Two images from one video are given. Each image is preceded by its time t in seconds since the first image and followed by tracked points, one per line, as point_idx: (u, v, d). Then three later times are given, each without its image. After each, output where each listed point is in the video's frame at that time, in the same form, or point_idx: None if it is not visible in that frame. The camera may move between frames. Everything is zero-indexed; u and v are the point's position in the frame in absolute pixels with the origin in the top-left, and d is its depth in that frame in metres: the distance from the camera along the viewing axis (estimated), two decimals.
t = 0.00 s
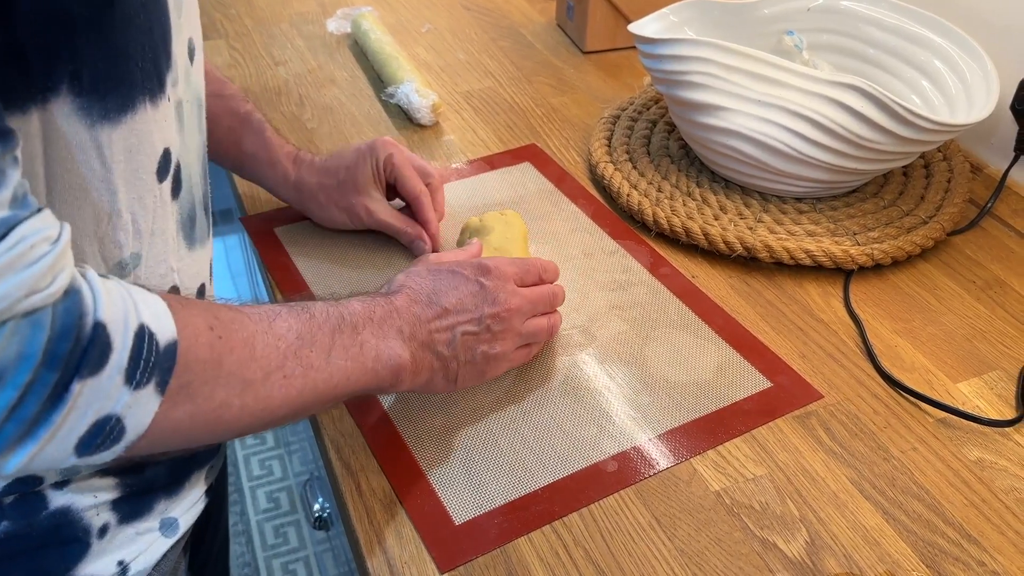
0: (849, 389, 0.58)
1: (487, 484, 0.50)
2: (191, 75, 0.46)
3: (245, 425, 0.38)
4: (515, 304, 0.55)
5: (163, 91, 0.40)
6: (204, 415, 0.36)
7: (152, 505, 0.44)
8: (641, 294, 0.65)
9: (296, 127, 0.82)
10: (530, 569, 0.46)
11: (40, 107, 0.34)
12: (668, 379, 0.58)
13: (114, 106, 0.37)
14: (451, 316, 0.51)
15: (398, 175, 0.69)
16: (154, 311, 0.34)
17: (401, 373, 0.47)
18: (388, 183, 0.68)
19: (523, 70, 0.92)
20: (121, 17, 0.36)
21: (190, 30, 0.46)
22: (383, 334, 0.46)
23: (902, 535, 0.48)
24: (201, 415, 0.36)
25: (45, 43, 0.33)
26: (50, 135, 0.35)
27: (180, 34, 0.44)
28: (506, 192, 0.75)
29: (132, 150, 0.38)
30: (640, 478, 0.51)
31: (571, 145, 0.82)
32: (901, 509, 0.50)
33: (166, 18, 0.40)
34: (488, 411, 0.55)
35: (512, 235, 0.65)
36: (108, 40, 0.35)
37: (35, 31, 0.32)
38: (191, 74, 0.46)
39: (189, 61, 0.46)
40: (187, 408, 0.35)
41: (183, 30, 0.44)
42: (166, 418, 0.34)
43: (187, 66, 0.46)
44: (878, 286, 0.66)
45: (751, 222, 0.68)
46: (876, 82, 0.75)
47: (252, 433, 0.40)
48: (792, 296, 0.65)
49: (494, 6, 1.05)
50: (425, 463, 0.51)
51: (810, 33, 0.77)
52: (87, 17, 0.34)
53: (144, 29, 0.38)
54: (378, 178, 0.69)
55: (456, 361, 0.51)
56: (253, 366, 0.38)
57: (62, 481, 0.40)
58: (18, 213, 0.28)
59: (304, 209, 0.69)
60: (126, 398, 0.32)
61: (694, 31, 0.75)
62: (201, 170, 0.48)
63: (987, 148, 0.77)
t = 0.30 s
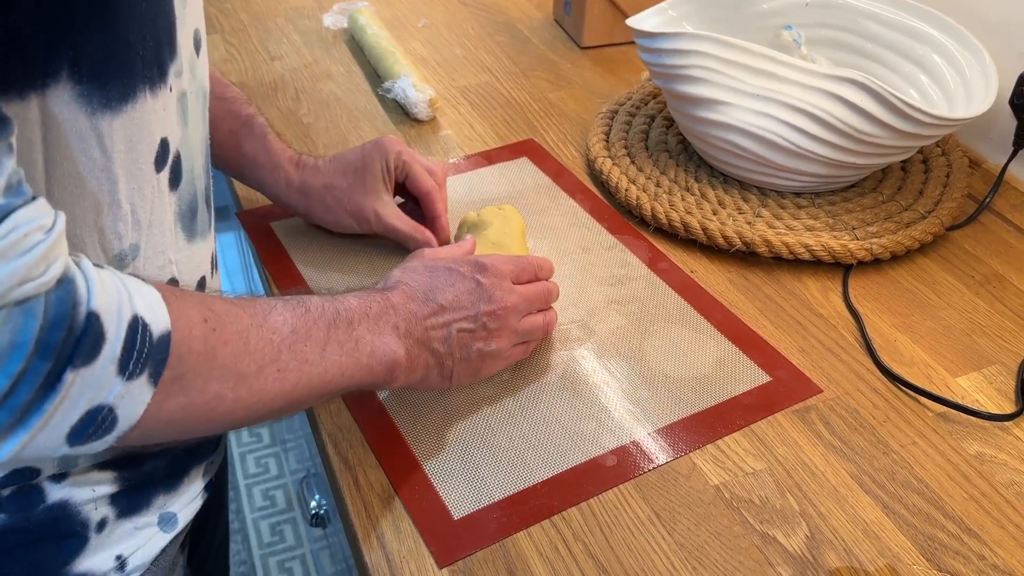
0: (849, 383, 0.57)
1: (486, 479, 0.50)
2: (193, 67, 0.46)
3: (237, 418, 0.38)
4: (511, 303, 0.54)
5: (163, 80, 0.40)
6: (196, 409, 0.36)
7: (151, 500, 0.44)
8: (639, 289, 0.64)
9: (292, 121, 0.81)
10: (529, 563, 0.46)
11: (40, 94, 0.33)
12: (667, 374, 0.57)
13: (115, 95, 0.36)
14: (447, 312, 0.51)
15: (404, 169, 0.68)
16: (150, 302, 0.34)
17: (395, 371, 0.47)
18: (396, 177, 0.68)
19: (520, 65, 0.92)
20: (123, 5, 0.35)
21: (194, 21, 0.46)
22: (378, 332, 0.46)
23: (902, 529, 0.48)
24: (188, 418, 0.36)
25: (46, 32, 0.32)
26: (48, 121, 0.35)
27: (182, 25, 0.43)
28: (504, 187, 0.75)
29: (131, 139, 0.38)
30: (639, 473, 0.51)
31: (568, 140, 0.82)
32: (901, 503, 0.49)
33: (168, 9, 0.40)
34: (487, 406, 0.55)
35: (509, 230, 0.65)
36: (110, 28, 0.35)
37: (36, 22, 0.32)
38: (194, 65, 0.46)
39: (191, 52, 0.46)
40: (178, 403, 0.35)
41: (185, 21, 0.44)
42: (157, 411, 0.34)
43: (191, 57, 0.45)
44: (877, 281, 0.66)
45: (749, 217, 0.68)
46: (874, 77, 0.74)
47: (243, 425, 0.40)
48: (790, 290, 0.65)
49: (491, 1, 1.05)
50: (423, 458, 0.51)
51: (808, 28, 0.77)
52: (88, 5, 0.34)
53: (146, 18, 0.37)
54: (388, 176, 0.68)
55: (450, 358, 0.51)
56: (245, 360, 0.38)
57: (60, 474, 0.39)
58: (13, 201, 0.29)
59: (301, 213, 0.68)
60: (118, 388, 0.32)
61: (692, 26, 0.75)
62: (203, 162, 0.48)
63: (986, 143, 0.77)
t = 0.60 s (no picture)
0: (843, 383, 0.58)
1: (483, 479, 0.50)
2: (192, 64, 0.46)
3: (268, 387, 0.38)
4: (516, 271, 0.56)
5: (162, 78, 0.40)
6: (229, 381, 0.36)
7: (148, 502, 0.44)
8: (635, 290, 0.65)
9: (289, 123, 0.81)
10: (525, 565, 0.46)
11: (40, 91, 0.33)
12: (663, 375, 0.57)
13: (115, 92, 0.36)
14: (459, 282, 0.52)
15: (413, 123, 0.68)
16: (178, 278, 0.33)
17: (420, 338, 0.47)
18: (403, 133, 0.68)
19: (516, 66, 0.92)
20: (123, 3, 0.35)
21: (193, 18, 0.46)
22: (399, 300, 0.46)
23: (896, 529, 0.48)
24: (225, 383, 0.36)
25: (49, 30, 0.32)
26: (52, 120, 0.35)
27: (180, 22, 0.43)
28: (501, 188, 0.75)
29: (131, 138, 0.38)
30: (635, 473, 0.51)
31: (564, 141, 0.82)
32: (896, 504, 0.50)
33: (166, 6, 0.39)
34: (483, 406, 0.55)
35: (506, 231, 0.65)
36: (112, 26, 0.35)
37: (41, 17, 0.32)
38: (192, 62, 0.46)
39: (190, 49, 0.45)
40: (212, 373, 0.35)
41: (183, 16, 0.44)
42: (194, 383, 0.34)
43: (189, 55, 0.45)
44: (872, 281, 0.66)
45: (744, 218, 0.68)
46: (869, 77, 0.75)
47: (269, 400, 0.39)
48: (785, 290, 0.66)
49: (487, 2, 1.05)
50: (420, 459, 0.51)
51: (803, 29, 0.77)
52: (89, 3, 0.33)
53: (145, 14, 0.37)
54: (398, 131, 0.68)
55: (471, 325, 0.52)
56: (274, 329, 0.37)
57: (55, 475, 0.39)
58: (43, 183, 0.28)
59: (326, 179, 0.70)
60: (155, 363, 0.32)
61: (688, 27, 0.75)
62: (201, 159, 0.48)
63: (980, 144, 0.78)
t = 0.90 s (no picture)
0: (837, 384, 0.58)
1: (477, 480, 0.50)
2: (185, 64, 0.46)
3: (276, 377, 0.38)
4: (517, 259, 0.56)
5: (153, 75, 0.40)
6: (244, 361, 0.36)
7: (141, 502, 0.44)
8: (630, 291, 0.65)
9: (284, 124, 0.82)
10: (519, 566, 0.46)
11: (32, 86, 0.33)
12: (657, 375, 0.57)
13: (106, 88, 0.36)
14: (461, 269, 0.51)
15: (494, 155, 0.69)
16: (188, 261, 0.34)
17: (424, 322, 0.47)
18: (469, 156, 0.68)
19: (511, 67, 0.92)
20: None
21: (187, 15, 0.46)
22: (402, 285, 0.46)
23: (890, 529, 0.48)
24: (243, 361, 0.36)
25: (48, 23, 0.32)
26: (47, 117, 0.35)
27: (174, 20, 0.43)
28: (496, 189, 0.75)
29: (122, 135, 0.38)
30: (629, 474, 0.51)
31: (559, 142, 0.82)
32: (889, 504, 0.50)
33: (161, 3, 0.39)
34: (478, 406, 0.55)
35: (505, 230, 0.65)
36: (101, 22, 0.34)
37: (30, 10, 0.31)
38: (186, 61, 0.46)
39: (184, 48, 0.45)
40: (227, 355, 0.35)
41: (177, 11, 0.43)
42: (208, 364, 0.34)
43: (183, 53, 0.45)
44: (865, 282, 0.67)
45: (738, 219, 0.68)
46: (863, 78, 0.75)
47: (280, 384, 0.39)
48: (778, 291, 0.66)
49: (481, 3, 1.05)
50: (414, 460, 0.51)
51: (797, 30, 0.77)
52: None
53: (138, 10, 0.36)
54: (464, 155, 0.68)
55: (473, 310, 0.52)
56: (284, 313, 0.38)
57: (46, 473, 0.39)
58: (52, 164, 0.28)
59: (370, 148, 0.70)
60: (171, 343, 0.32)
61: (681, 28, 0.75)
62: (194, 157, 0.48)
63: (974, 145, 0.77)
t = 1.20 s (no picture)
0: (829, 388, 0.58)
1: (469, 484, 0.50)
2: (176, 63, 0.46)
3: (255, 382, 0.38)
4: (509, 265, 0.56)
5: (140, 70, 0.39)
6: (226, 361, 0.36)
7: (137, 499, 0.44)
8: (623, 295, 0.65)
9: (278, 127, 0.82)
10: (510, 570, 0.46)
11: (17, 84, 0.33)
12: (649, 379, 0.57)
13: (93, 85, 0.36)
14: (454, 274, 0.52)
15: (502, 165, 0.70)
16: (170, 260, 0.34)
17: (415, 325, 0.47)
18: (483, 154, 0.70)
19: (505, 71, 0.92)
20: None
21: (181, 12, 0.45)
22: (393, 288, 0.46)
23: (881, 533, 0.48)
24: (223, 364, 0.36)
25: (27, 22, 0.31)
26: (31, 113, 0.34)
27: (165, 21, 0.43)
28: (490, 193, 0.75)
29: (109, 132, 0.38)
30: (621, 478, 0.51)
31: (553, 146, 0.82)
32: (881, 508, 0.50)
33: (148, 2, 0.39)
34: (470, 410, 0.55)
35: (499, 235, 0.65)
36: (83, 18, 0.34)
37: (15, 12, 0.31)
38: (178, 58, 0.46)
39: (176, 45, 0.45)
40: (211, 354, 0.35)
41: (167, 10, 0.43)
42: (190, 362, 0.34)
43: (174, 50, 0.45)
44: (858, 286, 0.67)
45: (732, 223, 0.68)
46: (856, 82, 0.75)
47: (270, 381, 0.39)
48: (771, 294, 0.66)
49: (476, 7, 1.05)
50: (406, 464, 0.51)
51: (790, 34, 0.78)
52: None
53: (122, 7, 0.36)
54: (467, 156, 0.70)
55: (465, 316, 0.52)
56: (268, 312, 0.38)
57: (41, 470, 0.39)
58: (28, 160, 0.29)
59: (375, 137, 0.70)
60: (150, 341, 0.32)
61: (674, 32, 0.75)
62: (186, 155, 0.48)
63: (966, 149, 0.78)
